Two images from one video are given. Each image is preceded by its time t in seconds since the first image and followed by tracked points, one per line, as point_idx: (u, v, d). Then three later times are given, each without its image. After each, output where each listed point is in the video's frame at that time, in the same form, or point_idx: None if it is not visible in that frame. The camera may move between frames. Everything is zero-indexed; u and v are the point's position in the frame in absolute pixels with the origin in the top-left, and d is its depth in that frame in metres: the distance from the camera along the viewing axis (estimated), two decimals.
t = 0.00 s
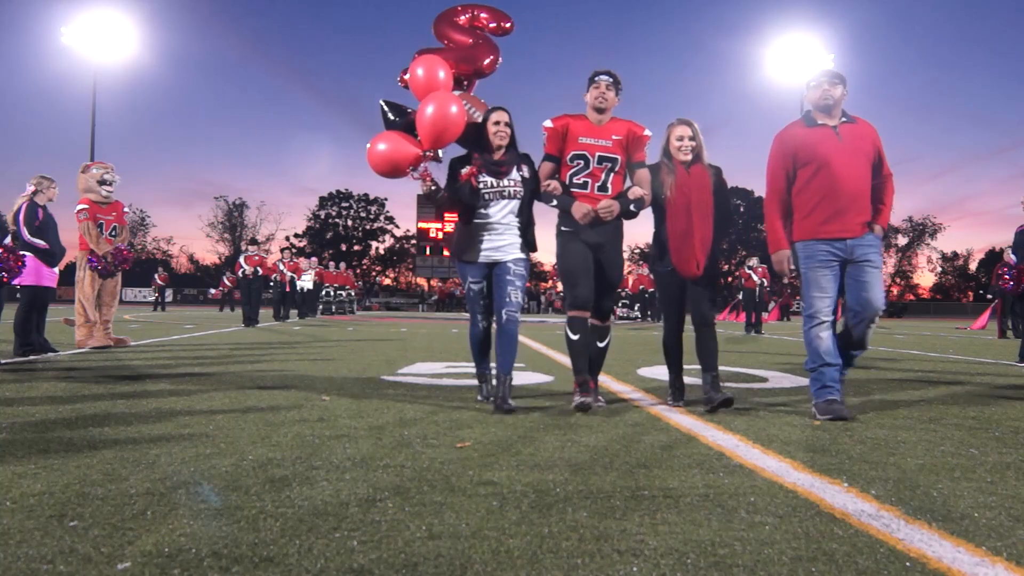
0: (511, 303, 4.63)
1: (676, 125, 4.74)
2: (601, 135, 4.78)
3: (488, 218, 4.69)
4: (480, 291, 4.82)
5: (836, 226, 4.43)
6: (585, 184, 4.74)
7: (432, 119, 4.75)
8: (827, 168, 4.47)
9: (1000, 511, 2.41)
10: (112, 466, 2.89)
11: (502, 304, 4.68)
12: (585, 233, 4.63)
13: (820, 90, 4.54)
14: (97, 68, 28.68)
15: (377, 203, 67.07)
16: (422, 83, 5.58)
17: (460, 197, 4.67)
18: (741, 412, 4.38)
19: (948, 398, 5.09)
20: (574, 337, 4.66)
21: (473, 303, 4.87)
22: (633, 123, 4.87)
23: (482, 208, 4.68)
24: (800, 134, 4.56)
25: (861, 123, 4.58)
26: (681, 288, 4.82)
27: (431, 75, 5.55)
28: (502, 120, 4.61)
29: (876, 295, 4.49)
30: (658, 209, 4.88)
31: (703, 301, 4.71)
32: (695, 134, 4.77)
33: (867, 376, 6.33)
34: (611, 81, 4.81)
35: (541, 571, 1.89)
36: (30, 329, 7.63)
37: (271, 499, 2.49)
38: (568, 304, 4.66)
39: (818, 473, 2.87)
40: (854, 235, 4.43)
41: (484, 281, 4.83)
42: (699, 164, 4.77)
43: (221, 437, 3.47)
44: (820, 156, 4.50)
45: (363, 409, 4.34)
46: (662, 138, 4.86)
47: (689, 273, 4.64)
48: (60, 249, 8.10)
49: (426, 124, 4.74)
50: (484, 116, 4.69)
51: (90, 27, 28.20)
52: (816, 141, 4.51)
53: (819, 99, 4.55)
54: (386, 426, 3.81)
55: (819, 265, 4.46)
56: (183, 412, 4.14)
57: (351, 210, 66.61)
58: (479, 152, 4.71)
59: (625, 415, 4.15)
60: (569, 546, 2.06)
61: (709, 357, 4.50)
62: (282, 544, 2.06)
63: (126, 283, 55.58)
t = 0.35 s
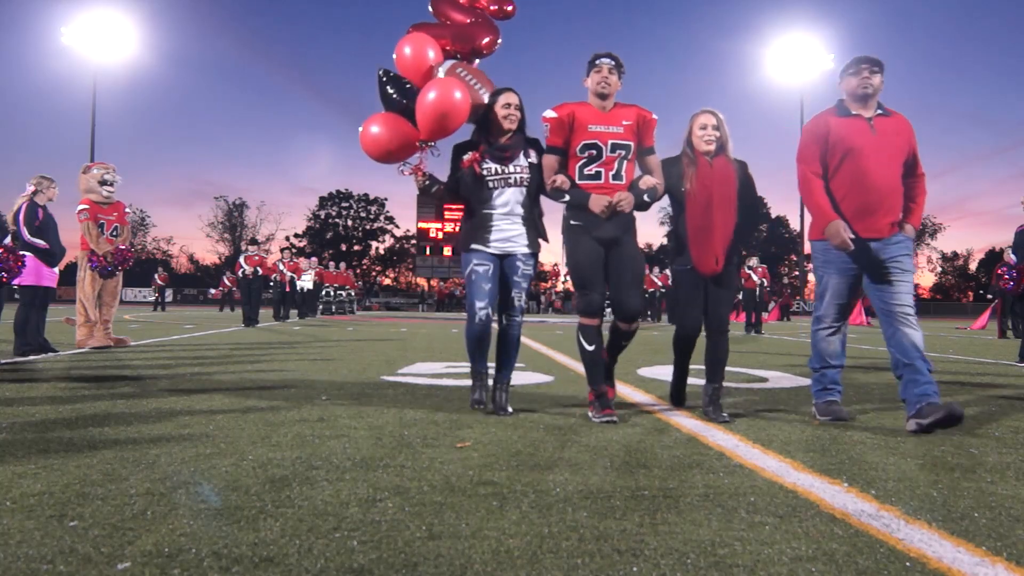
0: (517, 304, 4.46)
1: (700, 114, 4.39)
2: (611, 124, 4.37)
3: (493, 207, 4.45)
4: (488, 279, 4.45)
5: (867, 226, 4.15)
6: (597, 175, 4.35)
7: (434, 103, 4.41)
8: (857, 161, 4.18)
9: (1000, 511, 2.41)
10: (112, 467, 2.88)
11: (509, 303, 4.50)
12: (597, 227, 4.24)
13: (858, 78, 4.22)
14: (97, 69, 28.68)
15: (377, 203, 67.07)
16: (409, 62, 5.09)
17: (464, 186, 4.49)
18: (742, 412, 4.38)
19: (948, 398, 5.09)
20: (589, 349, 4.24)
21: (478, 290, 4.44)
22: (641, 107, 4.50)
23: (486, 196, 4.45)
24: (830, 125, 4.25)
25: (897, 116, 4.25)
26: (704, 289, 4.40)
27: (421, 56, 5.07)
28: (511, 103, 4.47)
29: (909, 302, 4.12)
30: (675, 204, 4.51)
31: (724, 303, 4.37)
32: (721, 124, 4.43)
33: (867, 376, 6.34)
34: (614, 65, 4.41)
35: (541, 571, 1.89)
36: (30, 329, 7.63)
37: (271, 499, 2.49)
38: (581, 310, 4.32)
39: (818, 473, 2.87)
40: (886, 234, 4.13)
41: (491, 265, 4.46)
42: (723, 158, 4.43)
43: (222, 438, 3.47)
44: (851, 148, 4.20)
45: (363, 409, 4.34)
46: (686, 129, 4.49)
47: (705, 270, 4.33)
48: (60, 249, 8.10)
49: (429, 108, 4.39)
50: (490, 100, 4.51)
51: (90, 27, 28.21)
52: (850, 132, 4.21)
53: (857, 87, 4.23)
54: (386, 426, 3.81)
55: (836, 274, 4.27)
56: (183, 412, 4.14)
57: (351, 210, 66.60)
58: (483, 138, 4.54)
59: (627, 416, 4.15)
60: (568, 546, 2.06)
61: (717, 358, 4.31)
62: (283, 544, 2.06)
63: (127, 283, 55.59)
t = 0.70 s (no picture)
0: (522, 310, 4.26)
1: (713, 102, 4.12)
2: (626, 111, 4.02)
3: (497, 202, 4.05)
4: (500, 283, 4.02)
5: (910, 217, 3.79)
6: (609, 166, 4.01)
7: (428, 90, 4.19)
8: (904, 144, 3.83)
9: (1000, 511, 2.41)
10: (112, 467, 2.88)
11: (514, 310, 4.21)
12: (601, 228, 3.94)
13: (913, 56, 3.85)
14: (96, 69, 28.68)
15: (377, 203, 67.08)
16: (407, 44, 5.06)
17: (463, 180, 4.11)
18: (742, 412, 4.37)
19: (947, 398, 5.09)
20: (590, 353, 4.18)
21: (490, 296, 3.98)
22: (661, 96, 4.15)
23: (488, 191, 4.06)
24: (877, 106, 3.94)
25: (952, 96, 3.91)
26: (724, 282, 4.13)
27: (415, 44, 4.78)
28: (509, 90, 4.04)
29: (948, 306, 3.87)
30: (693, 197, 4.23)
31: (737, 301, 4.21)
32: (735, 113, 4.15)
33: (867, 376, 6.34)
34: (638, 49, 4.04)
35: (541, 571, 1.89)
36: (30, 329, 7.63)
37: (271, 499, 2.49)
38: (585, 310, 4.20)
39: (818, 473, 2.87)
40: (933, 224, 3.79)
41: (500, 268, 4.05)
42: (741, 149, 4.14)
43: (221, 437, 3.47)
44: (899, 129, 3.86)
45: (363, 409, 4.34)
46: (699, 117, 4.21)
47: (723, 271, 4.07)
48: (60, 249, 8.10)
49: (423, 95, 4.15)
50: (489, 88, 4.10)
51: (90, 27, 28.21)
52: (896, 113, 3.87)
53: (912, 67, 3.85)
54: (386, 426, 3.81)
55: (887, 261, 3.83)
56: (183, 412, 4.14)
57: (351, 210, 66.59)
58: (481, 127, 4.15)
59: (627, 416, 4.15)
60: (567, 546, 2.06)
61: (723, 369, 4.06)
62: (283, 544, 2.06)
63: (127, 283, 55.61)
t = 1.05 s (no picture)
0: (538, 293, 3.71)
1: (721, 83, 3.86)
2: (648, 92, 3.75)
3: (498, 190, 3.72)
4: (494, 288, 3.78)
5: (950, 214, 3.55)
6: (628, 151, 3.73)
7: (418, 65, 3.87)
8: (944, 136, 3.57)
9: (1000, 511, 2.41)
10: (112, 467, 2.88)
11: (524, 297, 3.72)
12: (626, 214, 3.63)
13: (946, 39, 3.60)
14: (96, 68, 28.67)
15: (377, 203, 67.07)
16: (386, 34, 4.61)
17: (462, 164, 3.72)
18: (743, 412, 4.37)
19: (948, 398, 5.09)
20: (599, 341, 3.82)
21: (484, 302, 3.74)
22: (687, 79, 3.90)
23: (488, 176, 3.71)
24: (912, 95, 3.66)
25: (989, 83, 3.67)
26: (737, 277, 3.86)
27: (403, 26, 4.57)
28: (515, 66, 3.70)
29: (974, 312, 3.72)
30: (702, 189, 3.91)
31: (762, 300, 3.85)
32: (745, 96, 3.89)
33: (866, 375, 6.35)
34: (671, 27, 3.77)
35: (541, 571, 1.89)
36: (30, 329, 7.63)
37: (271, 499, 2.49)
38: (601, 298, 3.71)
39: (818, 472, 2.87)
40: (975, 223, 3.55)
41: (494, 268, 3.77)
42: (754, 136, 3.87)
43: (222, 438, 3.47)
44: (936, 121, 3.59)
45: (364, 409, 4.34)
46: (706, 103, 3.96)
47: (739, 266, 3.77)
48: (60, 249, 8.10)
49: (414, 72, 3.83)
50: (492, 63, 3.75)
51: (90, 27, 28.22)
52: (931, 104, 3.61)
53: (945, 51, 3.60)
54: (386, 426, 3.82)
55: (936, 255, 3.57)
56: (182, 412, 4.14)
57: (351, 210, 66.57)
58: (485, 106, 3.78)
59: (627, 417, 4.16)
60: (568, 546, 2.06)
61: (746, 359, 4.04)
62: (283, 544, 2.06)
63: (127, 283, 55.61)
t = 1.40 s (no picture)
0: (542, 305, 3.38)
1: (749, 74, 3.59)
2: (670, 78, 3.43)
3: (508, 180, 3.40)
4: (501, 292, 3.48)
5: (1002, 203, 3.22)
6: (649, 143, 3.40)
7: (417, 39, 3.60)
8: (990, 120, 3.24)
9: (1000, 511, 2.41)
10: (113, 467, 2.88)
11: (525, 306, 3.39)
12: (650, 212, 3.29)
13: (973, 19, 3.31)
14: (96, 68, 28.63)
15: (377, 203, 67.08)
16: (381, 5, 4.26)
17: (471, 149, 3.43)
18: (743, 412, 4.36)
19: (948, 398, 5.09)
20: (647, 361, 3.25)
21: (489, 306, 3.49)
22: (705, 63, 3.58)
23: (498, 161, 3.41)
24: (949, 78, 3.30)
25: None
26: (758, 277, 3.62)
27: None
28: (531, 45, 3.39)
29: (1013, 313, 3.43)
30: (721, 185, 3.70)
31: (777, 303, 3.52)
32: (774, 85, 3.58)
33: (866, 375, 6.36)
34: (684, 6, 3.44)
35: (541, 571, 1.89)
36: (31, 329, 7.63)
37: (272, 499, 2.49)
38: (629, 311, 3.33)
39: (818, 472, 2.88)
40: None
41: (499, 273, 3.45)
42: (780, 125, 3.57)
43: (221, 438, 3.47)
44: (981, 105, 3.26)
45: (364, 408, 4.34)
46: (733, 92, 3.68)
47: (760, 266, 3.52)
48: (60, 249, 8.10)
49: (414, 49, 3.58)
50: (504, 42, 3.44)
51: (90, 27, 28.22)
52: (975, 85, 3.27)
53: (972, 32, 3.31)
54: (386, 426, 3.82)
55: (975, 259, 3.25)
56: (182, 412, 4.14)
57: (351, 210, 66.56)
58: (495, 87, 3.47)
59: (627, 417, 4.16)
60: (569, 546, 2.06)
61: (792, 387, 3.41)
62: (283, 544, 2.06)
63: (126, 283, 55.60)
